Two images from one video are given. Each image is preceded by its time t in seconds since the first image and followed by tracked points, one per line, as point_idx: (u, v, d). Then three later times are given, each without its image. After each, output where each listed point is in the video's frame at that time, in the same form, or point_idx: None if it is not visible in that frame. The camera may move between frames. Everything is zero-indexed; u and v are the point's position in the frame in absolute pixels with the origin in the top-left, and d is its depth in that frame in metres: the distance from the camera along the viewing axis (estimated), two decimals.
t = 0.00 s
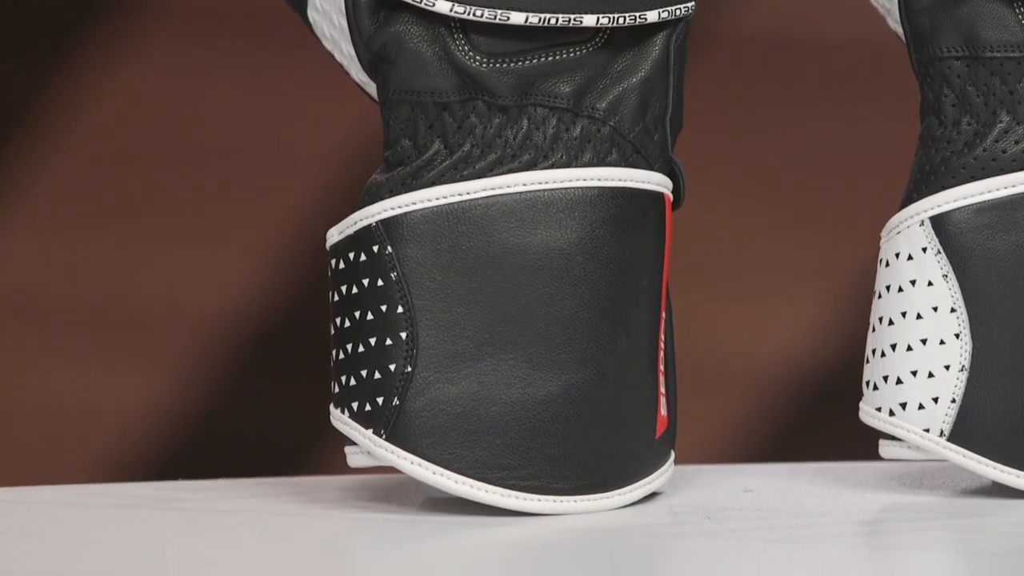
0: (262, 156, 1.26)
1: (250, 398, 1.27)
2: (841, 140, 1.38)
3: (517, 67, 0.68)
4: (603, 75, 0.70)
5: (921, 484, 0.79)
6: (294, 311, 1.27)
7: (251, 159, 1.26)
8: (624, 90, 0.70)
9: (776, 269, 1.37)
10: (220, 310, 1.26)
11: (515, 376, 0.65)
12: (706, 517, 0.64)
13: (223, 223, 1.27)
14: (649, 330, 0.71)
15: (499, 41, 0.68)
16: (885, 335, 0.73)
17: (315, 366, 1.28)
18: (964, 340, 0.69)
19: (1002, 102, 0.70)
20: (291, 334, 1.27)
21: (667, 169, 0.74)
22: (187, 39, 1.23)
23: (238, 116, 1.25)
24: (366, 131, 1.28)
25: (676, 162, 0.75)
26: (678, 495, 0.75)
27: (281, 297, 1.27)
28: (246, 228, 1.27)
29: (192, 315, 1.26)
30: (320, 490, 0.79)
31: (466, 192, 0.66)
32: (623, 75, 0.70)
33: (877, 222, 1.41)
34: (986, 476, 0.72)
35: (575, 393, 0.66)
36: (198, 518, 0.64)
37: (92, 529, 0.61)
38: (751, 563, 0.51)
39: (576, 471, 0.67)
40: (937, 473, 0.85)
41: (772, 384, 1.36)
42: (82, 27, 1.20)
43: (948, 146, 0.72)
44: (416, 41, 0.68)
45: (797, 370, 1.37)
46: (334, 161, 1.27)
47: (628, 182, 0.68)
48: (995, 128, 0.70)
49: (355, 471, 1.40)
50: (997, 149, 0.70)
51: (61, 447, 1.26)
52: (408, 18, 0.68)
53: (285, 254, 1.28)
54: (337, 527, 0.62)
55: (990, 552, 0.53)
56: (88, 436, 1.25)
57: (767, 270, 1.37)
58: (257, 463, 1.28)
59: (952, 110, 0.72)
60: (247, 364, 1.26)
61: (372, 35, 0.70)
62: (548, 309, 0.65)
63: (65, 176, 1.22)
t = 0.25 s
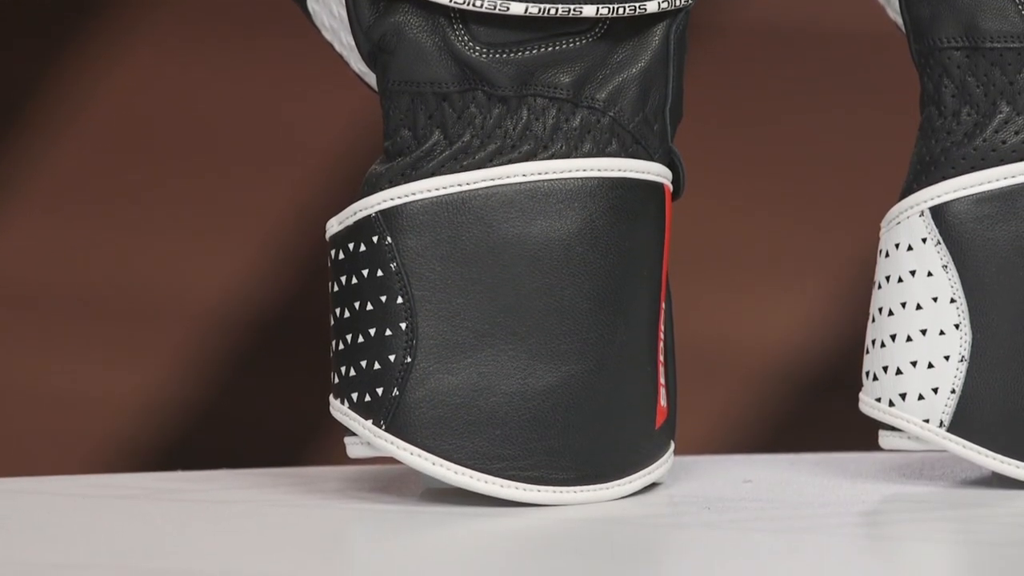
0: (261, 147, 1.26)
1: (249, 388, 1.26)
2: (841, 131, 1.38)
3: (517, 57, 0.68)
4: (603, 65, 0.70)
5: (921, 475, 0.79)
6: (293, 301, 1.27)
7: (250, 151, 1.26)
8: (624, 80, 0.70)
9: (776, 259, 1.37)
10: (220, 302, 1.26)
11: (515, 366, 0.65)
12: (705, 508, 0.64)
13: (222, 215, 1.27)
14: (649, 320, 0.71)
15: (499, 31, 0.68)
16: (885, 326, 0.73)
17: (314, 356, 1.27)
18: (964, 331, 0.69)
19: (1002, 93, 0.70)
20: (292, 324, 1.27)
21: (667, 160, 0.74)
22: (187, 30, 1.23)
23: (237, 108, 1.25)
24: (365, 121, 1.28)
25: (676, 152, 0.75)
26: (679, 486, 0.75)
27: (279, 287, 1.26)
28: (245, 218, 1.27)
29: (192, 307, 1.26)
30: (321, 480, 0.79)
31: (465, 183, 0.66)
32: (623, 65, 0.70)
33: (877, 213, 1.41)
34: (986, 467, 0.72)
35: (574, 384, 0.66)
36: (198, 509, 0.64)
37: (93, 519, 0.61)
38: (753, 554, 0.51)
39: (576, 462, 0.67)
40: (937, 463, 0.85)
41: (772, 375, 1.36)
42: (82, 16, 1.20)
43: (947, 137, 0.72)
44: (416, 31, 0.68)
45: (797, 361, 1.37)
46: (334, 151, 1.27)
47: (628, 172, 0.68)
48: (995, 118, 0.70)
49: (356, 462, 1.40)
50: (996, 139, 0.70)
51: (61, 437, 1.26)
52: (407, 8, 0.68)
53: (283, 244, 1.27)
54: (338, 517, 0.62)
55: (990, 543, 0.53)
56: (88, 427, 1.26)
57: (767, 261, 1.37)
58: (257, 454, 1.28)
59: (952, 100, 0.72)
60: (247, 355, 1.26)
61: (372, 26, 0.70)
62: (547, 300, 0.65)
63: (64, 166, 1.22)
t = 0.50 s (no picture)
0: (260, 142, 1.26)
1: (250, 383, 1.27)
2: (841, 125, 1.38)
3: (516, 51, 0.68)
4: (603, 58, 0.70)
5: (920, 469, 0.79)
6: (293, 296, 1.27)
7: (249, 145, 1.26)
8: (624, 74, 0.70)
9: (776, 254, 1.37)
10: (219, 297, 1.26)
11: (515, 360, 0.65)
12: (705, 502, 0.64)
13: (222, 210, 1.26)
14: (648, 314, 0.71)
15: (498, 25, 0.68)
16: (885, 320, 0.73)
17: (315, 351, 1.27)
18: (964, 325, 0.69)
19: (1001, 86, 0.70)
20: (292, 318, 1.27)
21: (667, 154, 0.74)
22: (187, 23, 1.23)
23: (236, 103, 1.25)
24: (365, 114, 1.27)
25: (676, 146, 0.75)
26: (678, 480, 0.75)
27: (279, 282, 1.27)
28: (244, 213, 1.27)
29: (192, 302, 1.26)
30: (321, 475, 0.79)
31: (465, 176, 0.65)
32: (623, 58, 0.70)
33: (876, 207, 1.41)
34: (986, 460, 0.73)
35: (574, 378, 0.66)
36: (199, 502, 0.64)
37: (93, 515, 0.61)
38: (754, 548, 0.51)
39: (575, 457, 0.67)
40: (937, 457, 0.85)
41: (772, 369, 1.36)
42: (83, 9, 1.20)
43: (947, 131, 0.72)
44: (415, 25, 0.68)
45: (797, 356, 1.37)
46: (334, 145, 1.27)
47: (628, 166, 0.68)
48: (995, 112, 0.70)
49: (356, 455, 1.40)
50: (996, 133, 0.70)
51: (61, 432, 1.26)
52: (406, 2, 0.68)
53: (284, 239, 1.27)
54: (339, 512, 0.62)
55: (991, 537, 0.53)
56: (89, 421, 1.26)
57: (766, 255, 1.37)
58: (257, 448, 1.29)
59: (952, 94, 0.72)
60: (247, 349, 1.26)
61: (372, 19, 0.69)
62: (547, 293, 0.65)
63: (65, 160, 1.22)
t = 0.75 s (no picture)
0: (260, 139, 1.26)
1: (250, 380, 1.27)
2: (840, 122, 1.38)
3: (516, 48, 0.68)
4: (603, 55, 0.70)
5: (920, 466, 0.79)
6: (293, 293, 1.27)
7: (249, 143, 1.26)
8: (623, 71, 0.70)
9: (775, 251, 1.37)
10: (219, 294, 1.26)
11: (514, 357, 0.65)
12: (705, 499, 0.64)
13: (221, 207, 1.26)
14: (648, 311, 0.71)
15: (498, 22, 0.68)
16: (884, 317, 0.73)
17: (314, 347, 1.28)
18: (964, 321, 0.69)
19: (1001, 83, 0.70)
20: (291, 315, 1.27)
21: (667, 151, 0.74)
22: (187, 19, 1.23)
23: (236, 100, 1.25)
24: (364, 111, 1.27)
25: (676, 143, 0.75)
26: (678, 476, 0.75)
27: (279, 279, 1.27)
28: (243, 210, 1.27)
29: (191, 300, 1.26)
30: (321, 472, 0.79)
31: (465, 173, 0.65)
32: (623, 55, 0.70)
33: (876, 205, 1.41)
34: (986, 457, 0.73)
35: (574, 375, 0.66)
36: (200, 499, 0.64)
37: (95, 513, 0.61)
38: (754, 545, 0.51)
39: (575, 454, 0.67)
40: (936, 454, 0.85)
41: (772, 366, 1.36)
42: (84, 5, 1.20)
43: (947, 128, 0.72)
44: (415, 22, 0.68)
45: (796, 353, 1.37)
46: (333, 142, 1.27)
47: (628, 163, 0.68)
48: (995, 109, 0.70)
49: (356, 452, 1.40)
50: (996, 130, 0.70)
51: (61, 430, 1.26)
52: None
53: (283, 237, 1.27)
54: (339, 509, 0.62)
55: (991, 534, 0.53)
56: (89, 419, 1.26)
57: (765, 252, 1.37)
58: (257, 445, 1.29)
59: (952, 91, 0.72)
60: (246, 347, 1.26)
61: (371, 16, 0.69)
62: (547, 290, 0.65)
63: (64, 156, 1.22)
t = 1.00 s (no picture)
0: (260, 138, 1.26)
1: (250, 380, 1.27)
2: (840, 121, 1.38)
3: (516, 47, 0.68)
4: (603, 54, 0.69)
5: (921, 465, 0.79)
6: (293, 292, 1.27)
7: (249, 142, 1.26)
8: (623, 70, 0.70)
9: (774, 250, 1.37)
10: (219, 294, 1.26)
11: (514, 356, 0.65)
12: (705, 498, 0.64)
13: (221, 207, 1.26)
14: (648, 310, 0.71)
15: (498, 21, 0.68)
16: (884, 315, 0.73)
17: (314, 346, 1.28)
18: (964, 320, 0.69)
19: (1001, 82, 0.70)
20: (291, 314, 1.27)
21: (667, 149, 0.74)
22: (187, 19, 1.23)
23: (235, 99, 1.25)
24: (364, 110, 1.27)
25: (676, 142, 0.75)
26: (678, 475, 0.75)
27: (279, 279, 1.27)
28: (244, 210, 1.27)
29: (191, 299, 1.26)
30: (321, 472, 0.79)
31: (464, 172, 0.65)
32: (623, 54, 0.70)
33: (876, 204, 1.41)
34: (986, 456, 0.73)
35: (573, 373, 0.66)
36: (200, 498, 0.64)
37: (96, 513, 0.61)
38: (753, 544, 0.51)
39: (575, 453, 0.67)
40: (937, 453, 0.85)
41: (772, 365, 1.36)
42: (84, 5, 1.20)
43: (947, 127, 0.72)
44: (415, 21, 0.68)
45: (796, 352, 1.37)
46: (333, 141, 1.27)
47: (628, 162, 0.67)
48: (995, 108, 0.70)
49: (356, 451, 1.40)
50: (996, 129, 0.70)
51: (62, 429, 1.26)
52: None
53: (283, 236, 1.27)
54: (339, 508, 0.62)
55: (990, 533, 0.53)
56: (89, 418, 1.26)
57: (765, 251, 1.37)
58: (257, 444, 1.29)
59: (951, 89, 0.72)
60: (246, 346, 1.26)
61: (371, 15, 0.69)
62: (546, 289, 0.65)
63: (64, 156, 1.22)
